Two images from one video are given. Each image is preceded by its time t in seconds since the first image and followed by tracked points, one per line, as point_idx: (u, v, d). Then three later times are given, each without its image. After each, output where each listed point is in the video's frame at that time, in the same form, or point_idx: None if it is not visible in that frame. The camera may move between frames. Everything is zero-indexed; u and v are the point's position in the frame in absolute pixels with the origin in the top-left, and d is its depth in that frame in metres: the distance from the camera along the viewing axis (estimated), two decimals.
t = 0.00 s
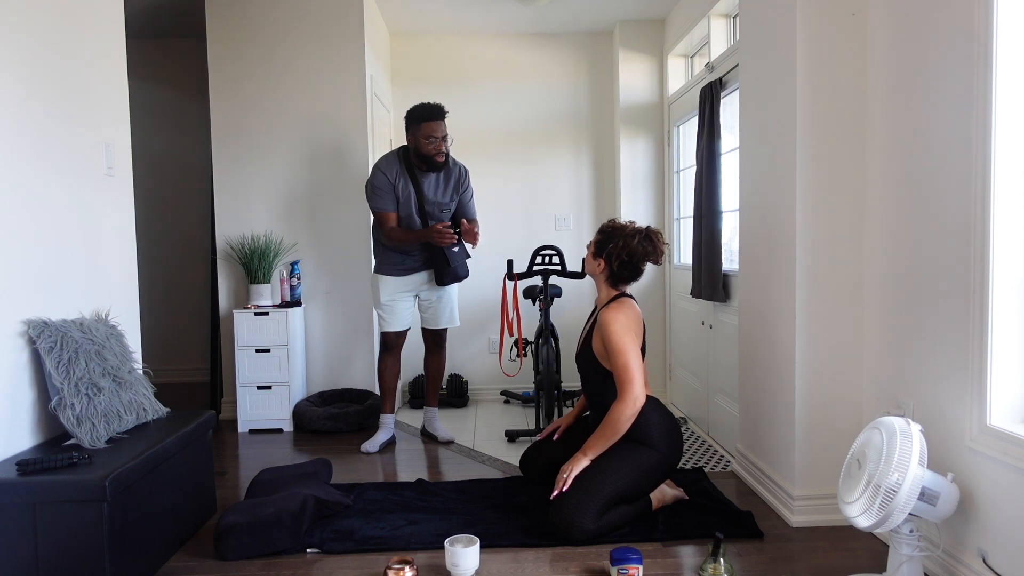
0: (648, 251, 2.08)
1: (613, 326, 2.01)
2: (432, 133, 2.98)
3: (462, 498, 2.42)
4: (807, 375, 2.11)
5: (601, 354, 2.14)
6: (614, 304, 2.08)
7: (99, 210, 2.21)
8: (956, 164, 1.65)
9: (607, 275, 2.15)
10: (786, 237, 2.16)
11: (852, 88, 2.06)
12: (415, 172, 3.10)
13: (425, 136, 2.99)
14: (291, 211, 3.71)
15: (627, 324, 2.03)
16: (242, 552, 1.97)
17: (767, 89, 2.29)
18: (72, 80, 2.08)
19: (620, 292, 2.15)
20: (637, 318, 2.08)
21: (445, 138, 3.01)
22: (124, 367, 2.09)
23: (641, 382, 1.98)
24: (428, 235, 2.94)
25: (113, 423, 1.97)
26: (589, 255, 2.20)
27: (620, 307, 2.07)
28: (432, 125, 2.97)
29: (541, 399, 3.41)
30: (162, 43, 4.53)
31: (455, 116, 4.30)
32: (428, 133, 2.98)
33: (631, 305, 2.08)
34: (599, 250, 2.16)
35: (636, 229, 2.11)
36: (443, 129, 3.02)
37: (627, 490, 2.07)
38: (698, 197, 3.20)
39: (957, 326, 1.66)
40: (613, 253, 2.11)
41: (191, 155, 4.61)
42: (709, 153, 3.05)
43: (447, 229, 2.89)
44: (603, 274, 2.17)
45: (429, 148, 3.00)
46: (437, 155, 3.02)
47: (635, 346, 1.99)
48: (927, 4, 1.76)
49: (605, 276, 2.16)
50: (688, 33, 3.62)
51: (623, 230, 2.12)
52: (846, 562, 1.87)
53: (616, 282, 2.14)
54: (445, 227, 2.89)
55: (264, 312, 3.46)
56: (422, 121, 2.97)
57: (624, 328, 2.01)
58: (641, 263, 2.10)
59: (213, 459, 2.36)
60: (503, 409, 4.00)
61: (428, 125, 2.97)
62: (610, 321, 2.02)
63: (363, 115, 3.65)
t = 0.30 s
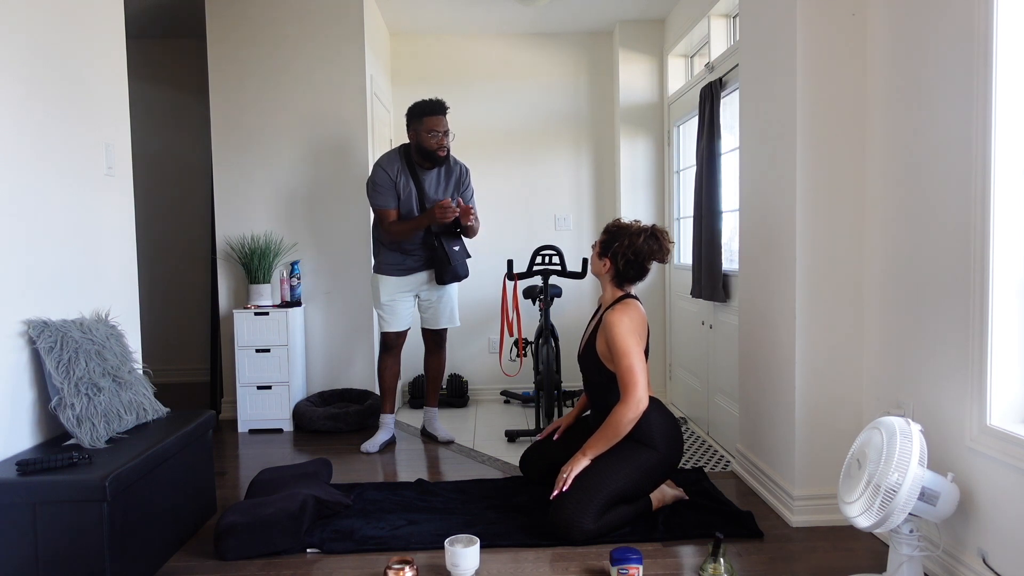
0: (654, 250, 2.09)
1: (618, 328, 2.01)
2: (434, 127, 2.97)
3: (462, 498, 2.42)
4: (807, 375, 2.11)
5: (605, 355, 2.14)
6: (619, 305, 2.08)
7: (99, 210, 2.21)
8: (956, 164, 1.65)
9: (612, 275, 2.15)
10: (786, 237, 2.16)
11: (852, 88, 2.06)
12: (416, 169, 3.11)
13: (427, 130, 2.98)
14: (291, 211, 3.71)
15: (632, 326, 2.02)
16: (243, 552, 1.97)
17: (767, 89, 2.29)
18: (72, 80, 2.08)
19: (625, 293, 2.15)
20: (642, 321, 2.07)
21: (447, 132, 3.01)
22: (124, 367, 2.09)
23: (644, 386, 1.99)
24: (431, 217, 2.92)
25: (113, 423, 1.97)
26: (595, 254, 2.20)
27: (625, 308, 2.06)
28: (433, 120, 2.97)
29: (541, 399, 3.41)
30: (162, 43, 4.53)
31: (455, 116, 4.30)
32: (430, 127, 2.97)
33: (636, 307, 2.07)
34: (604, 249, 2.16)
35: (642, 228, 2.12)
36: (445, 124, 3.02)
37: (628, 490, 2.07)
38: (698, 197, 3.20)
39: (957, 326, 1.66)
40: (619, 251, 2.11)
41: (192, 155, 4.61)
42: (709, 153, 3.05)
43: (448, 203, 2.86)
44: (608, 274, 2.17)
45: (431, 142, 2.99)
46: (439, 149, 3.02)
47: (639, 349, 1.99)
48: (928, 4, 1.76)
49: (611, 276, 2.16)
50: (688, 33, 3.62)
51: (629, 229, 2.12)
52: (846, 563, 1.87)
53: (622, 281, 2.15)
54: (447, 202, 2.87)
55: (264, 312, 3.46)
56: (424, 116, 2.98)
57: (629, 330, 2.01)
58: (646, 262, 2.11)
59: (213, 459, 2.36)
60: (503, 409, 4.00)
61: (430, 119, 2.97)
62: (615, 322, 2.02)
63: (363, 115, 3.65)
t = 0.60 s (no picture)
0: (664, 250, 2.08)
1: (627, 332, 2.00)
2: (435, 126, 2.98)
3: (462, 498, 2.42)
4: (807, 376, 2.11)
5: (613, 357, 2.13)
6: (629, 308, 2.07)
7: (99, 210, 2.21)
8: (956, 164, 1.65)
9: (622, 275, 2.14)
10: (786, 237, 2.16)
11: (852, 88, 2.06)
12: (416, 168, 3.11)
13: (428, 128, 2.98)
14: (291, 211, 3.71)
15: (641, 330, 2.01)
16: (243, 552, 1.97)
17: (767, 89, 2.29)
18: (72, 81, 2.08)
19: (635, 295, 2.15)
20: (651, 325, 2.06)
21: (447, 131, 3.01)
22: (124, 367, 2.09)
23: (651, 392, 1.98)
24: (430, 208, 2.90)
25: (113, 423, 1.97)
26: (604, 254, 2.19)
27: (635, 311, 2.05)
28: (434, 118, 2.97)
29: (541, 399, 3.41)
30: (162, 43, 4.53)
31: (455, 117, 4.30)
32: (431, 126, 2.97)
33: (646, 310, 2.06)
34: (614, 250, 2.15)
35: (651, 227, 2.11)
36: (446, 122, 3.03)
37: (628, 490, 2.06)
38: (698, 197, 3.20)
39: (958, 326, 1.66)
40: (629, 252, 2.10)
41: (192, 155, 4.61)
42: (709, 153, 3.05)
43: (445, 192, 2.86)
44: (618, 275, 2.16)
45: (432, 141, 2.99)
46: (439, 148, 3.02)
47: (647, 354, 1.98)
48: (927, 4, 1.76)
49: (620, 277, 2.16)
50: (688, 33, 3.62)
51: (637, 229, 2.11)
52: (846, 562, 1.87)
53: (632, 282, 2.14)
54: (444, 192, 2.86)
55: (264, 312, 3.46)
56: (426, 115, 2.98)
57: (638, 334, 2.00)
58: (656, 262, 2.10)
59: (213, 459, 2.36)
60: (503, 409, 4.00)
61: (431, 118, 2.97)
62: (624, 327, 2.01)
63: (364, 115, 3.65)
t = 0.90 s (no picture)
0: (678, 250, 2.06)
1: (640, 339, 1.99)
2: (437, 125, 2.98)
3: (462, 498, 2.42)
4: (807, 376, 2.11)
5: (623, 361, 2.13)
6: (643, 314, 2.07)
7: (99, 211, 2.21)
8: (956, 164, 1.65)
9: (636, 278, 2.14)
10: (785, 237, 2.16)
11: (852, 88, 2.06)
12: (416, 168, 3.10)
13: (430, 127, 2.98)
14: (291, 211, 3.71)
15: (654, 338, 2.01)
16: (242, 552, 1.97)
17: (767, 89, 2.29)
18: (72, 81, 2.08)
19: (648, 300, 2.14)
20: (664, 332, 2.06)
21: (450, 130, 3.02)
22: (124, 367, 2.09)
23: (660, 403, 1.98)
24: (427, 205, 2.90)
25: (113, 423, 1.97)
26: (619, 255, 2.18)
27: (649, 318, 2.04)
28: (436, 117, 2.98)
29: (541, 399, 3.41)
30: (162, 43, 4.53)
31: (455, 117, 4.30)
32: (434, 124, 2.98)
33: (660, 317, 2.05)
34: (629, 252, 2.14)
35: (665, 227, 2.09)
36: (448, 122, 3.03)
37: (628, 490, 2.06)
38: (698, 197, 3.20)
39: (957, 326, 1.66)
40: (643, 255, 2.09)
41: (192, 155, 4.61)
42: (709, 153, 3.05)
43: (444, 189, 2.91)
44: (632, 278, 2.15)
45: (435, 140, 2.99)
46: (442, 147, 3.02)
47: (659, 363, 1.98)
48: (927, 5, 1.76)
49: (635, 279, 2.15)
50: (688, 33, 3.62)
51: (651, 230, 2.10)
52: (846, 562, 1.88)
53: (646, 284, 2.13)
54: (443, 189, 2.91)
55: (264, 312, 3.46)
56: (428, 113, 2.98)
57: (651, 342, 1.99)
58: (670, 264, 2.09)
59: (213, 459, 2.36)
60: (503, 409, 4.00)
61: (433, 116, 2.98)
62: (638, 334, 2.00)
63: (364, 115, 3.65)
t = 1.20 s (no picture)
0: (690, 255, 2.06)
1: (647, 344, 1.99)
2: (439, 120, 2.98)
3: (462, 498, 2.42)
4: (807, 376, 2.11)
5: (626, 364, 2.13)
6: (650, 318, 2.07)
7: (99, 211, 2.21)
8: (956, 164, 1.65)
9: (646, 282, 2.13)
10: (785, 237, 2.16)
11: (852, 88, 2.06)
12: (415, 163, 3.10)
13: (431, 123, 2.98)
14: (291, 211, 3.70)
15: (661, 343, 2.01)
16: (243, 552, 1.97)
17: (767, 89, 2.29)
18: (72, 81, 2.08)
19: (656, 304, 2.14)
20: (670, 336, 2.05)
21: (451, 126, 3.02)
22: (124, 367, 2.09)
23: (664, 409, 1.99)
24: (395, 211, 2.91)
25: (113, 423, 1.97)
26: (630, 258, 2.17)
27: (657, 322, 2.04)
28: (437, 112, 2.98)
29: (541, 399, 3.41)
30: (161, 43, 4.53)
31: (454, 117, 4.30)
32: (436, 120, 2.98)
33: (667, 322, 2.05)
34: (641, 255, 2.13)
35: (677, 231, 2.09)
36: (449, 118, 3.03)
37: (628, 490, 2.06)
38: (698, 197, 3.21)
39: (958, 326, 1.66)
40: (655, 260, 2.08)
41: (192, 155, 4.61)
42: (709, 153, 3.05)
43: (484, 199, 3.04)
44: (642, 281, 2.14)
45: (436, 135, 2.99)
46: (444, 143, 3.01)
47: (665, 369, 1.99)
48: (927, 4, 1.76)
49: (645, 283, 2.14)
50: (688, 33, 3.62)
51: (664, 233, 2.09)
52: (847, 562, 1.88)
53: (656, 288, 2.13)
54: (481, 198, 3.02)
55: (264, 312, 3.46)
56: (429, 109, 2.99)
57: (658, 348, 1.99)
58: (682, 268, 2.09)
59: (213, 458, 2.36)
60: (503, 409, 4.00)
61: (434, 112, 2.98)
62: (645, 339, 2.00)
63: (364, 115, 3.65)
